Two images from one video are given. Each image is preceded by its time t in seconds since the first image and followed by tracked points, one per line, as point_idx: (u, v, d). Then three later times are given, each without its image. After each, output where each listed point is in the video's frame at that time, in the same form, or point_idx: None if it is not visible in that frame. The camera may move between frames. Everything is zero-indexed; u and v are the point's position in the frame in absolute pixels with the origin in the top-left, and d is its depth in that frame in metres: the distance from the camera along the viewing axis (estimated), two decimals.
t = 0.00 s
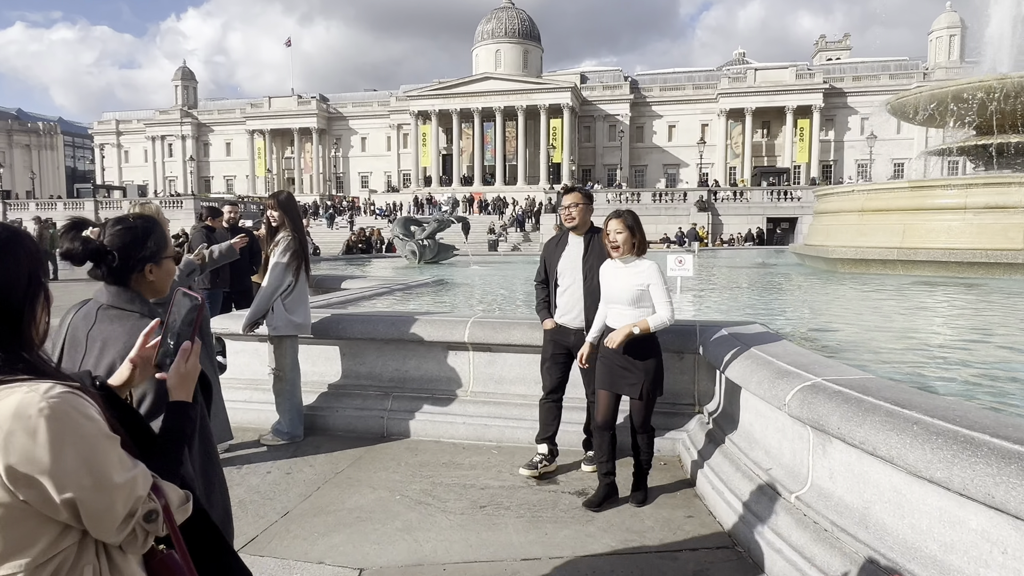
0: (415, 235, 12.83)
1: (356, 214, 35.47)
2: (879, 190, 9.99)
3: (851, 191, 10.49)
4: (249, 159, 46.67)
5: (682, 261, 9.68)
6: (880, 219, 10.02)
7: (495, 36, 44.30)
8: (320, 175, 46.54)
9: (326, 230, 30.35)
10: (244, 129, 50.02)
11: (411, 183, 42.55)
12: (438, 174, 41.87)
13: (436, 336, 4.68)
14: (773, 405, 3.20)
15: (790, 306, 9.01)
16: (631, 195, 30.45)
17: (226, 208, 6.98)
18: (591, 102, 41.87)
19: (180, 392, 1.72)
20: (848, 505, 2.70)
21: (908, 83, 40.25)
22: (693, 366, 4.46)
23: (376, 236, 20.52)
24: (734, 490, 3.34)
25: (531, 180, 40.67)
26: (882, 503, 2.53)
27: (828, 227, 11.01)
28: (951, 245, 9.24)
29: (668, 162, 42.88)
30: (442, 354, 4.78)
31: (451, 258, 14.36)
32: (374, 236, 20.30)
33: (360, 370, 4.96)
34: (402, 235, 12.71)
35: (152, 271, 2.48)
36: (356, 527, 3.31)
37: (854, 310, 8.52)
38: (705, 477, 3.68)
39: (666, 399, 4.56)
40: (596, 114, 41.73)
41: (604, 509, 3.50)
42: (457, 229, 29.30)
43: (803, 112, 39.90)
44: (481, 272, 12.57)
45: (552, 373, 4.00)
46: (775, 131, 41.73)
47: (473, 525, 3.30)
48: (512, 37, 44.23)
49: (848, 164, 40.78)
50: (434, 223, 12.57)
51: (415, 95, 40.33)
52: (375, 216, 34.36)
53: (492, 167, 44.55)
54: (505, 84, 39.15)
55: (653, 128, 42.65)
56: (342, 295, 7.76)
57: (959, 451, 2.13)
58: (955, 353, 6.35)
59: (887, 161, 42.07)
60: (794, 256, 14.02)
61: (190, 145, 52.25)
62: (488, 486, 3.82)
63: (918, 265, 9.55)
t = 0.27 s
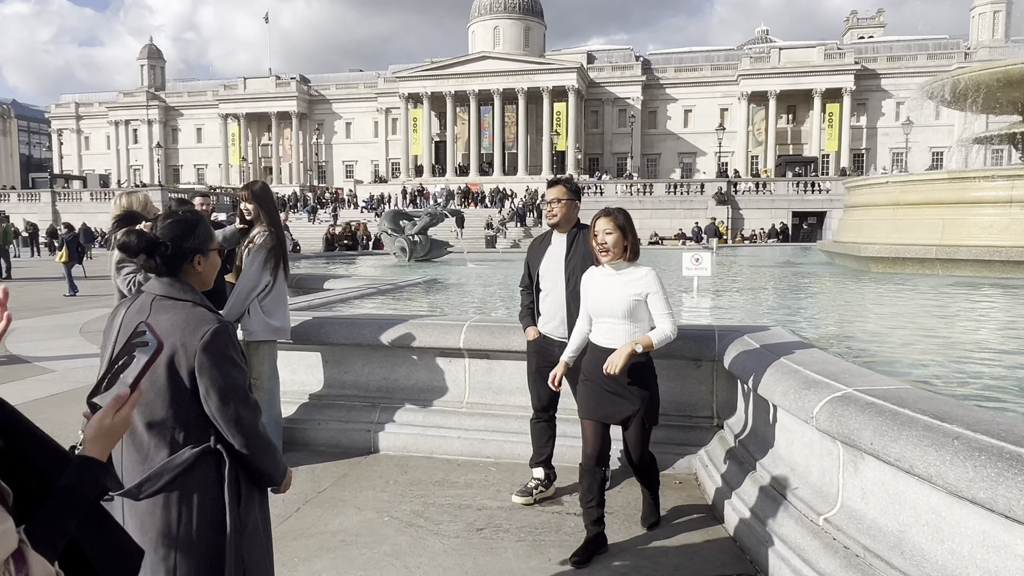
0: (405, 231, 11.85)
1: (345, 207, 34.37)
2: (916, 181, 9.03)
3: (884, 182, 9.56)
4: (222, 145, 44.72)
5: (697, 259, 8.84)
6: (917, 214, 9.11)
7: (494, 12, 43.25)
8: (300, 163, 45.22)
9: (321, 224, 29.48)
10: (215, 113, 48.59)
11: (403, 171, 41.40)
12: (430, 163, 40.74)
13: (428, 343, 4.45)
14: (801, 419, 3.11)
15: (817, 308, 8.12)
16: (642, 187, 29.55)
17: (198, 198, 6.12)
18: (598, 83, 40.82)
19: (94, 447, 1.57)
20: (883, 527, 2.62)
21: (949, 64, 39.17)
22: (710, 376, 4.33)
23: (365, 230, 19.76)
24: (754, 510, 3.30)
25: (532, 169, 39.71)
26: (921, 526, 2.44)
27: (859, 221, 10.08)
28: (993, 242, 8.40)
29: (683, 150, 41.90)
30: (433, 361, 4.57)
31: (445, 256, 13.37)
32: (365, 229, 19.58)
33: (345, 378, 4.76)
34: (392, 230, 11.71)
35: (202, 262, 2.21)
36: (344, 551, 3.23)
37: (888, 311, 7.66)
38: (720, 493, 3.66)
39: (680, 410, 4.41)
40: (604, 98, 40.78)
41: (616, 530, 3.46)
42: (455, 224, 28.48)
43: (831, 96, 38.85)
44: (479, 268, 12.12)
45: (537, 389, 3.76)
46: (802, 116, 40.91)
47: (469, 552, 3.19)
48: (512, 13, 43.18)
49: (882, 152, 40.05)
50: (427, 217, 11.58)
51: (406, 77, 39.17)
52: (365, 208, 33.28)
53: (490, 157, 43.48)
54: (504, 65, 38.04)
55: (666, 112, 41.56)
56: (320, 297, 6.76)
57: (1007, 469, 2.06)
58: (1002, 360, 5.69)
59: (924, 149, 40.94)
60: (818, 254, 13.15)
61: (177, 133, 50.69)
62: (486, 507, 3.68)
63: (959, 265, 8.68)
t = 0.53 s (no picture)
0: (405, 229, 11.55)
1: (343, 204, 33.96)
2: (933, 180, 8.70)
3: (899, 182, 9.25)
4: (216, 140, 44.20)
5: (708, 259, 8.51)
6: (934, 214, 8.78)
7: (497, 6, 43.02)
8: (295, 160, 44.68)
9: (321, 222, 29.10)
10: (210, 108, 47.88)
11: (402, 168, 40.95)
12: (431, 159, 40.41)
13: (427, 344, 4.15)
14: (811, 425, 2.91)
15: (831, 310, 7.79)
16: (649, 185, 29.23)
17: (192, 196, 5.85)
18: (604, 78, 40.53)
19: (36, 465, 1.44)
20: (898, 537, 2.49)
21: (966, 60, 38.68)
22: (720, 380, 4.05)
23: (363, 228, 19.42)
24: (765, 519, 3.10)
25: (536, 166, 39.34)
26: (938, 538, 2.32)
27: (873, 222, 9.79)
28: (1014, 242, 8.13)
29: (692, 147, 41.57)
30: (432, 363, 4.27)
31: (443, 257, 13.10)
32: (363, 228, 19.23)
33: (338, 380, 4.49)
34: (391, 229, 11.40)
35: (272, 266, 2.41)
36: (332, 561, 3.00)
37: (904, 313, 7.36)
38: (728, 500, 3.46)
39: (687, 416, 4.12)
40: (611, 92, 40.58)
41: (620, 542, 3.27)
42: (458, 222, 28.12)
43: (845, 91, 38.51)
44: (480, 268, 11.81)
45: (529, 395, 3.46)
46: (815, 112, 40.49)
47: (470, 562, 2.96)
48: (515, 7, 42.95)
49: (897, 150, 39.61)
50: (427, 216, 11.27)
51: (405, 71, 38.86)
52: (364, 206, 32.86)
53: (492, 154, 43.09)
54: (508, 59, 37.82)
55: (674, 108, 41.21)
56: (316, 297, 6.49)
57: None
58: None
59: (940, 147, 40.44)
60: (831, 255, 12.83)
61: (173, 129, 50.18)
62: (487, 514, 3.42)
63: (977, 266, 8.44)
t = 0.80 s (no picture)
0: (408, 230, 11.54)
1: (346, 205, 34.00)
2: (938, 182, 8.72)
3: (903, 184, 9.28)
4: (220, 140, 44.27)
5: (711, 261, 8.51)
6: (939, 215, 8.77)
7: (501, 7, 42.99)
8: (298, 160, 44.52)
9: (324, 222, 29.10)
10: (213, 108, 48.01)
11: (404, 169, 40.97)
12: (434, 160, 40.47)
13: (429, 346, 4.14)
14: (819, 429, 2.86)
15: (835, 313, 7.76)
16: (653, 186, 29.19)
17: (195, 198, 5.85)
18: (608, 79, 40.50)
19: (26, 471, 1.46)
20: (902, 541, 2.46)
21: (972, 62, 38.61)
22: (723, 383, 4.02)
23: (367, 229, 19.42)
24: (767, 522, 3.09)
25: (539, 167, 39.31)
26: (944, 541, 2.28)
27: (878, 224, 9.78)
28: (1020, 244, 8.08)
29: (695, 148, 41.57)
30: (435, 364, 4.25)
31: (447, 257, 13.12)
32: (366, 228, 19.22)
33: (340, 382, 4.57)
34: (394, 230, 11.42)
35: (345, 249, 2.65)
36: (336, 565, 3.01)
37: (908, 316, 7.33)
38: (730, 503, 3.45)
39: (691, 418, 4.09)
40: (614, 94, 40.52)
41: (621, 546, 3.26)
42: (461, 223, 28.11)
43: (849, 93, 38.39)
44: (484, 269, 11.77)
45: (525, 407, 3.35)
46: (819, 114, 40.44)
47: (471, 564, 2.93)
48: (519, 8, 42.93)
49: (902, 152, 39.53)
50: (430, 216, 11.25)
51: (409, 72, 38.86)
52: (367, 207, 32.86)
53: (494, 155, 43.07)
54: (512, 60, 37.79)
55: (678, 109, 41.20)
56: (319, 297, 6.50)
57: None
58: None
59: (946, 149, 40.35)
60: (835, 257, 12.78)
61: (177, 129, 50.28)
62: (490, 515, 3.40)
63: (983, 268, 8.39)
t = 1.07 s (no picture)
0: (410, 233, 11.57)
1: (349, 209, 34.07)
2: (942, 188, 8.72)
3: (907, 190, 9.30)
4: (223, 143, 44.47)
5: (712, 265, 8.52)
6: (943, 221, 8.76)
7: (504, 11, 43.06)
8: (304, 164, 44.57)
9: (325, 226, 29.18)
10: (217, 111, 48.20)
11: (408, 172, 41.08)
12: (437, 164, 40.54)
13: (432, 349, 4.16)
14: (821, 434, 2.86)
15: (837, 318, 7.73)
16: (655, 191, 29.22)
17: (200, 198, 5.84)
18: (610, 84, 40.58)
19: (29, 490, 1.46)
20: (905, 547, 2.46)
21: (976, 68, 38.59)
22: (726, 389, 4.03)
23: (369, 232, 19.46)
24: (769, 527, 3.09)
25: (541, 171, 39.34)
26: (950, 548, 2.27)
27: (882, 230, 9.78)
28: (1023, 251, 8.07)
29: (698, 154, 41.64)
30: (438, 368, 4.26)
31: (450, 261, 13.15)
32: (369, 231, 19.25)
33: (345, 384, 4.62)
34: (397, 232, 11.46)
35: (413, 253, 2.85)
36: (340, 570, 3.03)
37: (910, 322, 7.33)
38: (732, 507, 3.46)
39: (693, 423, 4.10)
40: (617, 99, 40.56)
41: (623, 549, 3.27)
42: (464, 227, 28.15)
43: (851, 99, 38.39)
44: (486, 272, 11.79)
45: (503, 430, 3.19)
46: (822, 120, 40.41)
47: (474, 567, 2.95)
48: (522, 12, 42.97)
49: (905, 158, 39.50)
50: (432, 220, 11.28)
51: (412, 75, 38.94)
52: (369, 210, 32.95)
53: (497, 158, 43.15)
54: (514, 64, 37.86)
55: (680, 114, 41.27)
56: (322, 300, 6.54)
57: None
58: None
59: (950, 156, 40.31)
60: (838, 262, 12.78)
61: (179, 131, 50.46)
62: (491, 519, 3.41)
63: (985, 275, 8.39)
